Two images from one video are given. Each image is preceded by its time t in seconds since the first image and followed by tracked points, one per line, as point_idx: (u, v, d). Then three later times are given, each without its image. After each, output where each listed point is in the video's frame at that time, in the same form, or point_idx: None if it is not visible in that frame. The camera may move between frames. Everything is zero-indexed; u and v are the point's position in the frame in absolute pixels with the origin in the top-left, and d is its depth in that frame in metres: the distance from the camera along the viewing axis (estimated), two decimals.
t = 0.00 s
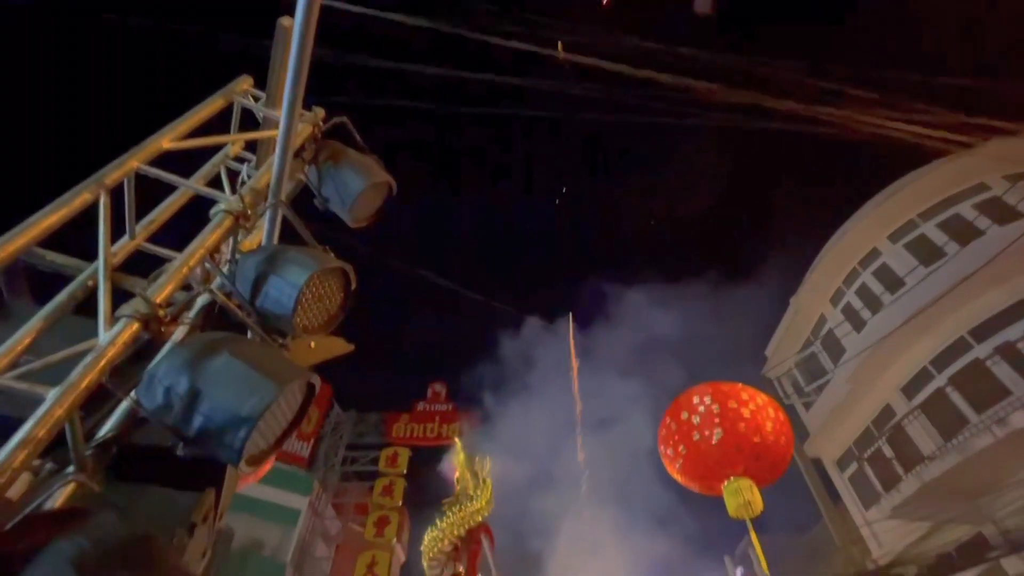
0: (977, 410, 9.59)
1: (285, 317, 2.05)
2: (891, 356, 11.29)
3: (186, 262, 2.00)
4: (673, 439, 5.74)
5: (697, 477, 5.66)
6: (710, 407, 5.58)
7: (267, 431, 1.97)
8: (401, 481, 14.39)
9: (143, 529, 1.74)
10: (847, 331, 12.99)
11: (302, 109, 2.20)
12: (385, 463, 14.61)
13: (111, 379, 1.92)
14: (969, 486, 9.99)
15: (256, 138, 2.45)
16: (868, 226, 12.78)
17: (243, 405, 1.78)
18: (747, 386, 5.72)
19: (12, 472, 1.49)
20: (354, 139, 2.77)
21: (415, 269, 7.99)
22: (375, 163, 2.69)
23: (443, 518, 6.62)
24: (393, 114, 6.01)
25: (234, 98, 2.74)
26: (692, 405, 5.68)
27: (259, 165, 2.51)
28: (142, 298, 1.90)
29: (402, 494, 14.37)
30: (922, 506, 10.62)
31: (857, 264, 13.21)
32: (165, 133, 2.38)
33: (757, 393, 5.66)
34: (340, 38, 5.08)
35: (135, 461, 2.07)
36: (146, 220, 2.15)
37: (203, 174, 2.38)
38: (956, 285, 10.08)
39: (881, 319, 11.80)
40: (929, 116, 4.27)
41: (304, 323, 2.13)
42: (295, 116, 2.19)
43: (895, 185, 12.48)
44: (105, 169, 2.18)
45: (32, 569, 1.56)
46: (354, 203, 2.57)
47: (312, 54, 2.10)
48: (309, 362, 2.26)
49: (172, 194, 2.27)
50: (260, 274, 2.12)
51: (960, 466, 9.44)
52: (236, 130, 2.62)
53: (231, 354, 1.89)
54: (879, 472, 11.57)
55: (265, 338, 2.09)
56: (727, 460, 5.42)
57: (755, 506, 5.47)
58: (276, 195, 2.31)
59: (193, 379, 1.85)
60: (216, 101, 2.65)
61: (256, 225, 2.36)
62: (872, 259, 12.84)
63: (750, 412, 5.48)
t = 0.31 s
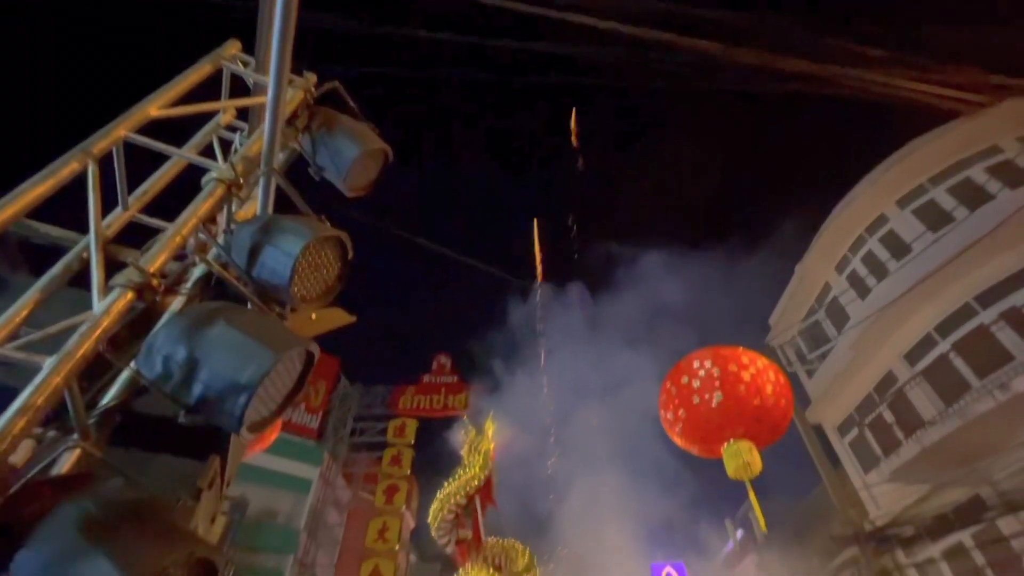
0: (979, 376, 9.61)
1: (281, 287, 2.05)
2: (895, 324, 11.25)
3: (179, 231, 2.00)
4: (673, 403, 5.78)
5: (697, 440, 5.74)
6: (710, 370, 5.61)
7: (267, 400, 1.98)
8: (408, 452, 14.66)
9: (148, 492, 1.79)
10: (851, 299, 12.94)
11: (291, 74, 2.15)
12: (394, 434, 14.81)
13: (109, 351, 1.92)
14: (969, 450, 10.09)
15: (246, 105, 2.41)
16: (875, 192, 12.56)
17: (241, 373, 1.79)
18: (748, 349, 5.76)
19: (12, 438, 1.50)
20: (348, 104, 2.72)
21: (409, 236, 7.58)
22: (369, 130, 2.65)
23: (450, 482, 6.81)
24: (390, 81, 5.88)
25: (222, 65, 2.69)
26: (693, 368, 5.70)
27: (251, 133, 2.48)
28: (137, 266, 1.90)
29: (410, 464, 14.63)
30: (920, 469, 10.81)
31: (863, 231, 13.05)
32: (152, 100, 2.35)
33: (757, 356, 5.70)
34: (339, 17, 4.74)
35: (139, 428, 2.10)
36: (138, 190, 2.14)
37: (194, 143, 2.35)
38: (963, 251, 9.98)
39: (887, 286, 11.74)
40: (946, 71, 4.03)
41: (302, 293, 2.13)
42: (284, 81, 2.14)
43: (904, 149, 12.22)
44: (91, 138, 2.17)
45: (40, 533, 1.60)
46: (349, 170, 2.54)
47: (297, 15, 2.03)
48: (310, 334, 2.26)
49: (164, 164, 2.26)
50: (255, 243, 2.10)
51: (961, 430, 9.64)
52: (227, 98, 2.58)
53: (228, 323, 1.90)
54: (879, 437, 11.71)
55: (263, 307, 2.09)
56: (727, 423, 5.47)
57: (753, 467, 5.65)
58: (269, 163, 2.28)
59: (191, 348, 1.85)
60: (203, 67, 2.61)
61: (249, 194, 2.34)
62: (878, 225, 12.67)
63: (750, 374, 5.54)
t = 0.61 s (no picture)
0: (982, 343, 9.61)
1: (277, 255, 2.02)
2: (900, 292, 11.18)
3: (171, 199, 1.98)
4: (675, 367, 5.80)
5: (698, 404, 5.79)
6: (713, 334, 5.63)
7: (267, 368, 1.97)
8: (415, 424, 14.74)
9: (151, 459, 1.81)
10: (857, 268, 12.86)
11: (278, 38, 2.09)
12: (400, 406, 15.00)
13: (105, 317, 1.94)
14: (970, 416, 10.15)
15: (236, 70, 2.36)
16: (884, 158, 12.34)
17: (240, 340, 1.79)
18: (751, 313, 5.76)
19: (11, 406, 1.48)
20: (340, 68, 2.67)
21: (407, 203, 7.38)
22: (363, 95, 2.59)
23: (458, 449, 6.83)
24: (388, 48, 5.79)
25: (210, 28, 2.64)
26: (695, 333, 5.73)
27: (242, 100, 2.43)
28: (128, 234, 1.86)
29: (417, 435, 14.77)
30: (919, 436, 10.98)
31: (871, 198, 12.89)
32: (137, 66, 2.31)
33: (760, 320, 5.71)
34: None
35: (141, 398, 2.13)
36: (130, 160, 2.11)
37: (185, 111, 2.32)
38: (972, 218, 9.84)
39: (894, 254, 11.66)
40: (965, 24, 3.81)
41: (299, 263, 2.10)
42: (272, 45, 2.09)
43: (915, 113, 11.95)
44: (77, 105, 2.15)
45: (44, 499, 1.62)
46: (344, 137, 2.49)
47: None
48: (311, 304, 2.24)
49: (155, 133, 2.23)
50: (250, 212, 2.07)
51: (962, 397, 9.61)
52: (216, 63, 2.54)
53: (224, 292, 1.88)
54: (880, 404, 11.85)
55: (260, 277, 2.07)
56: (729, 386, 5.53)
57: (756, 430, 5.56)
58: (261, 130, 2.25)
59: (188, 317, 1.83)
60: (190, 32, 2.56)
61: (241, 161, 2.31)
62: (887, 192, 12.50)
63: (753, 337, 5.55)
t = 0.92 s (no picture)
0: (985, 311, 9.59)
1: (276, 225, 1.99)
2: (905, 262, 11.12)
3: (165, 168, 1.94)
4: (677, 336, 5.84)
5: (700, 372, 5.83)
6: (715, 303, 5.63)
7: (270, 340, 1.96)
8: (420, 397, 14.98)
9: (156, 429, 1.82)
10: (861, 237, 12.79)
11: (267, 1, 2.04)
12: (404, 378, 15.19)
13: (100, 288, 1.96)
14: (971, 383, 10.21)
15: (225, 36, 2.31)
16: (893, 124, 12.09)
17: (240, 312, 1.75)
18: (754, 281, 5.76)
19: (12, 378, 1.45)
20: (334, 34, 2.62)
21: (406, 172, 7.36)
22: (357, 62, 2.55)
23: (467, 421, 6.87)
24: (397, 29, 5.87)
25: None
26: (697, 302, 5.74)
27: (234, 68, 2.39)
28: (122, 205, 1.81)
29: (422, 408, 14.98)
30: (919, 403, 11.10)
31: (878, 166, 12.70)
32: (124, 33, 2.27)
33: (763, 288, 5.71)
34: None
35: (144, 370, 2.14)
36: (122, 131, 2.08)
37: (176, 81, 2.29)
38: (981, 185, 9.67)
39: (900, 223, 11.56)
40: None
41: (298, 234, 2.07)
42: (262, 9, 2.04)
43: (926, 77, 11.65)
44: (63, 75, 2.12)
45: (52, 469, 1.64)
46: (340, 105, 2.45)
47: None
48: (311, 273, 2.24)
49: (147, 103, 2.20)
50: (246, 183, 2.03)
51: (962, 365, 9.77)
52: (206, 30, 2.49)
53: (223, 263, 1.85)
54: (880, 373, 12.00)
55: (260, 248, 2.04)
56: (730, 354, 5.55)
57: (757, 397, 5.64)
58: (254, 98, 2.21)
59: (187, 289, 1.81)
60: None
61: (235, 130, 2.28)
62: (895, 160, 12.30)
63: (756, 305, 5.55)
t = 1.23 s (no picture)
0: (988, 277, 9.58)
1: (271, 191, 1.97)
2: (909, 228, 11.04)
3: (155, 131, 1.88)
4: (678, 302, 5.85)
5: (700, 337, 5.84)
6: (718, 268, 5.63)
7: (270, 306, 1.96)
8: (423, 368, 15.13)
9: (157, 396, 1.83)
10: (866, 204, 12.71)
11: None
12: (407, 350, 15.29)
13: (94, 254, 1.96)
14: (971, 349, 10.24)
15: None
16: (902, 86, 11.78)
17: (237, 278, 1.74)
18: (757, 247, 5.74)
19: (12, 345, 1.43)
20: None
21: (404, 135, 7.24)
22: (350, 21, 2.49)
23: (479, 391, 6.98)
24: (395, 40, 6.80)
25: None
26: (700, 268, 5.73)
27: (222, 27, 2.34)
28: (112, 169, 1.76)
29: (425, 379, 15.16)
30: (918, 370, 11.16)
31: (886, 130, 12.48)
32: None
33: (767, 254, 5.70)
34: None
35: (142, 336, 2.16)
36: (109, 95, 2.04)
37: (163, 42, 2.24)
38: (989, 148, 9.47)
39: (905, 189, 11.43)
40: None
41: (294, 200, 2.05)
42: None
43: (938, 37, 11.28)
44: (44, 34, 2.08)
45: (56, 435, 1.65)
46: (333, 67, 2.41)
47: None
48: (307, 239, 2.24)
49: (135, 65, 2.16)
50: (239, 147, 2.01)
51: (962, 331, 9.71)
52: None
53: (218, 229, 1.83)
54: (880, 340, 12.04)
55: (256, 215, 2.02)
56: (731, 320, 5.57)
57: (757, 361, 5.58)
58: (243, 59, 2.17)
59: (183, 256, 1.80)
60: None
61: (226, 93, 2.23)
62: (903, 124, 12.07)
63: (759, 270, 5.56)
